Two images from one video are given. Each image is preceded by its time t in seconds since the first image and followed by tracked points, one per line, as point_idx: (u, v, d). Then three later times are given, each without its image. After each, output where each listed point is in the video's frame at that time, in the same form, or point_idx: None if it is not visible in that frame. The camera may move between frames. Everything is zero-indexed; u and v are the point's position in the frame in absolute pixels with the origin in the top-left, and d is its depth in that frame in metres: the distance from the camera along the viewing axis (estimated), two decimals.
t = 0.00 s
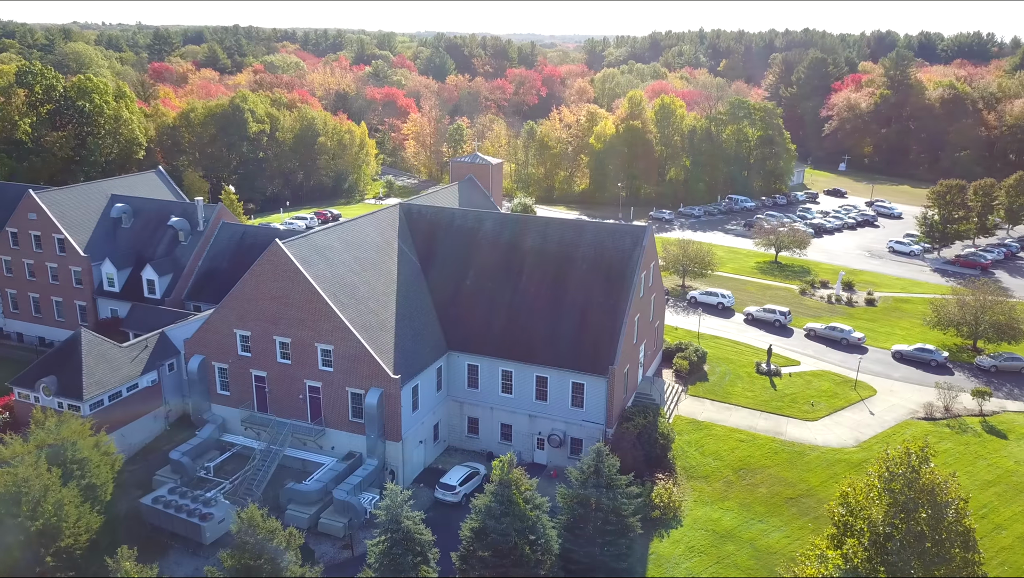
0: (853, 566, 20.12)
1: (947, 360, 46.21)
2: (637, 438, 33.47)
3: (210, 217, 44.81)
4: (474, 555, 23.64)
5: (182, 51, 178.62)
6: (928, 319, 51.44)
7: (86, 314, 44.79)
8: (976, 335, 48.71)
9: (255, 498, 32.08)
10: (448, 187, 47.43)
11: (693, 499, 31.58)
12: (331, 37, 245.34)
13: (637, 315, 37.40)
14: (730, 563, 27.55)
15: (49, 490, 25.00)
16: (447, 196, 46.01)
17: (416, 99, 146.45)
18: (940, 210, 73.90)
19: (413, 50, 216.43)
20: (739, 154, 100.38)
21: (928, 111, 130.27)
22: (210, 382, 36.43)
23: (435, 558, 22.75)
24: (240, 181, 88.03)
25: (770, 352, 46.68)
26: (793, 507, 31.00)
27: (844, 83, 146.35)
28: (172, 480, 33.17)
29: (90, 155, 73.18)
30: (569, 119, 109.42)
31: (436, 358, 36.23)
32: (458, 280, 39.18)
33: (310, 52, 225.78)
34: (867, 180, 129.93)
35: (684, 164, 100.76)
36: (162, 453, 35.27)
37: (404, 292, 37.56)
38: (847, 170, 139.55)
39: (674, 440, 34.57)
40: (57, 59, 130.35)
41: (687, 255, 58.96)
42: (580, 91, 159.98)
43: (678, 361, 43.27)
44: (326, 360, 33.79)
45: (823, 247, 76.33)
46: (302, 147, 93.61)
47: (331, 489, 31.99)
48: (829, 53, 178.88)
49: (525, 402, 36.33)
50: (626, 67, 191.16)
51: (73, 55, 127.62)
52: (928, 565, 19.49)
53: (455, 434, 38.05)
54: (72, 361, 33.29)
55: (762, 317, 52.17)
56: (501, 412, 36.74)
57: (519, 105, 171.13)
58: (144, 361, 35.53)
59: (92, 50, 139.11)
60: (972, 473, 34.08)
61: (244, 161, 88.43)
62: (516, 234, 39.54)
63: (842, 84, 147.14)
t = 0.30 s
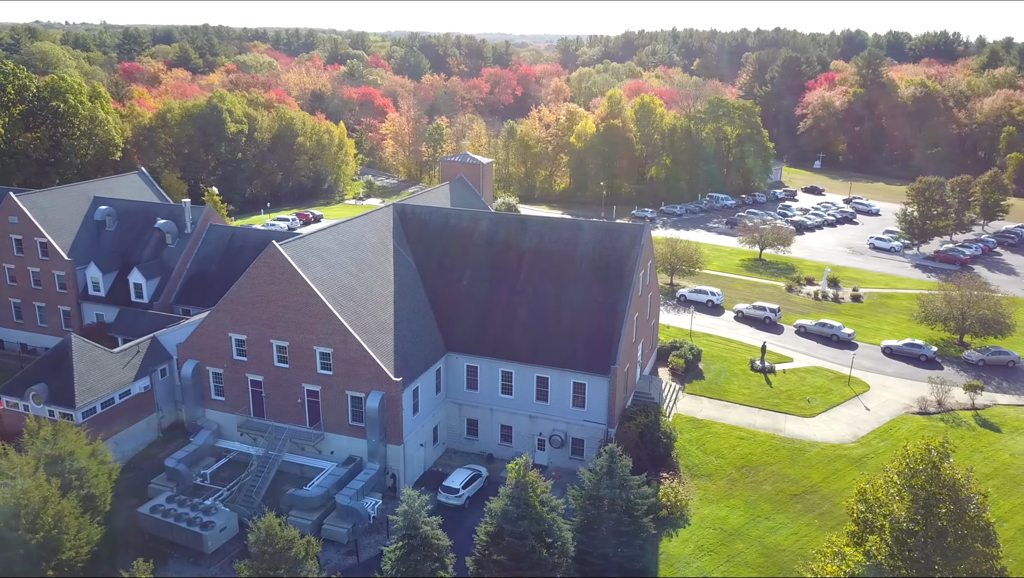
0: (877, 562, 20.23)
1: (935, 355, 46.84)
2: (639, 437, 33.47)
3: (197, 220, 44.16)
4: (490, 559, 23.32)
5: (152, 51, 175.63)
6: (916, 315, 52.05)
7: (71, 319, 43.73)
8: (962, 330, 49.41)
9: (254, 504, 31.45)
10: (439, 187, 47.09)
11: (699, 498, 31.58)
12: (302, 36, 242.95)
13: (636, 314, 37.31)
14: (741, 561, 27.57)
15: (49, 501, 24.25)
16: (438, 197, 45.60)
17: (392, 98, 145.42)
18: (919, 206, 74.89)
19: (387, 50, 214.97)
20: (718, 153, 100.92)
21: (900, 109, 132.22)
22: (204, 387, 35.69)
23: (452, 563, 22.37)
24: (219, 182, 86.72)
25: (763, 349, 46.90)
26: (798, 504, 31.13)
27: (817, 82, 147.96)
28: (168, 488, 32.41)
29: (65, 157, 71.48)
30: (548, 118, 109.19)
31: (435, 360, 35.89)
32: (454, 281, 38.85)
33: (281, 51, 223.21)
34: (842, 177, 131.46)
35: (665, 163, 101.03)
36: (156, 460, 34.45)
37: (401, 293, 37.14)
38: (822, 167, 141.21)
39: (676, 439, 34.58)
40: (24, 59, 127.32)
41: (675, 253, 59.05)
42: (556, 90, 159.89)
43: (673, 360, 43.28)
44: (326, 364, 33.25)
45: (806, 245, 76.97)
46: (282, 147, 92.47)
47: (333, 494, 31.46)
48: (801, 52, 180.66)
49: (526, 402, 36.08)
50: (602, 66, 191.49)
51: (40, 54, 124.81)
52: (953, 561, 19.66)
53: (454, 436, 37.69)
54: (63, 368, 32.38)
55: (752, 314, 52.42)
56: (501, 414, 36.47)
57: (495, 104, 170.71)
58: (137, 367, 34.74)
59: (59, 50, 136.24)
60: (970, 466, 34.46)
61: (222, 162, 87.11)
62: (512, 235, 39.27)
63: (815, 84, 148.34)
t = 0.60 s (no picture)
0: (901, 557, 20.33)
1: (926, 350, 47.37)
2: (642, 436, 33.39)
3: (187, 221, 43.21)
4: (508, 562, 23.04)
5: (124, 50, 172.91)
6: (905, 310, 52.58)
7: (58, 324, 42.79)
8: (951, 324, 50.01)
9: (257, 510, 30.94)
10: (433, 186, 46.74)
11: (705, 496, 31.52)
12: (276, 35, 240.57)
13: (636, 313, 37.29)
14: (752, 559, 27.55)
15: (52, 511, 23.54)
16: (432, 197, 45.23)
17: (371, 98, 144.48)
18: (901, 203, 75.79)
19: (363, 49, 213.60)
20: (700, 151, 101.45)
21: (876, 107, 133.90)
22: (200, 392, 35.01)
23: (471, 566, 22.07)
24: (200, 183, 85.67)
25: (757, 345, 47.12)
26: (804, 500, 31.18)
27: (794, 80, 149.27)
28: (166, 496, 31.74)
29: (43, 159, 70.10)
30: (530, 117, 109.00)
31: (436, 361, 35.54)
32: (452, 281, 38.57)
33: (255, 50, 220.82)
34: (820, 174, 132.81)
35: (647, 161, 101.26)
36: (153, 468, 33.76)
37: (400, 294, 36.74)
38: (800, 164, 142.54)
39: (680, 437, 34.54)
40: None
41: (665, 251, 59.16)
42: (535, 89, 159.81)
43: (670, 358, 43.28)
44: (326, 367, 32.80)
45: (790, 242, 77.55)
46: (263, 148, 91.56)
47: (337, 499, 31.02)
48: (777, 51, 182.25)
49: (528, 403, 35.84)
50: (580, 65, 191.76)
51: (11, 54, 122.22)
52: (977, 556, 19.79)
53: (455, 438, 37.34)
54: (57, 375, 31.57)
55: (743, 311, 52.66)
56: (503, 414, 36.19)
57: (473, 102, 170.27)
58: (131, 372, 34.02)
59: (30, 50, 133.56)
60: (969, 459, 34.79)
61: (202, 163, 86.10)
62: (511, 234, 39.09)
63: (792, 82, 149.85)
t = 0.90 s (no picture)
0: (922, 552, 20.52)
1: (918, 345, 47.81)
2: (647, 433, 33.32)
3: (178, 222, 42.53)
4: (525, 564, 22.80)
5: (98, 49, 170.20)
6: (896, 305, 53.06)
7: (45, 328, 41.91)
8: (941, 319, 50.53)
9: (259, 515, 30.44)
10: (426, 185, 46.35)
11: (711, 493, 31.47)
12: (251, 34, 237.94)
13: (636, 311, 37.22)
14: (763, 557, 27.53)
15: (56, 521, 22.88)
16: (426, 196, 44.87)
17: (350, 97, 143.42)
18: (885, 199, 76.59)
19: (340, 48, 212.05)
20: (683, 149, 101.92)
21: (854, 105, 135.40)
22: (197, 397, 34.41)
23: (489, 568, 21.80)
24: (181, 184, 85.30)
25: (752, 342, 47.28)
26: (809, 496, 31.25)
27: (773, 78, 150.42)
28: (166, 502, 31.13)
29: (20, 160, 68.61)
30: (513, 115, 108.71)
31: (437, 363, 35.22)
32: (452, 281, 38.25)
33: (230, 49, 218.28)
34: (799, 172, 133.90)
35: (631, 160, 101.65)
36: (150, 474, 33.08)
37: (399, 294, 36.35)
38: (779, 162, 143.62)
39: (683, 434, 34.52)
40: None
41: (656, 249, 59.24)
42: (515, 87, 159.48)
43: (668, 356, 43.28)
44: (328, 369, 32.37)
45: (776, 239, 78.07)
46: (244, 147, 90.22)
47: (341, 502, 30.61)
48: (753, 49, 183.47)
49: (529, 403, 35.62)
50: (558, 64, 191.67)
51: None
52: (999, 549, 20.00)
53: (456, 439, 37.02)
54: (51, 381, 30.87)
55: (736, 308, 52.83)
56: (505, 415, 35.94)
57: (452, 101, 169.65)
58: (127, 376, 33.35)
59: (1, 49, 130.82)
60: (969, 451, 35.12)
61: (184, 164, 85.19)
62: (510, 233, 38.84)
63: (770, 80, 151.02)
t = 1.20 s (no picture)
0: (944, 548, 20.87)
1: (909, 340, 48.27)
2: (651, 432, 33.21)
3: (168, 223, 41.63)
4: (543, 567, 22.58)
5: (71, 48, 167.33)
6: (886, 301, 53.55)
7: (32, 333, 40.95)
8: (931, 315, 51.03)
9: (262, 521, 29.92)
10: (420, 184, 45.92)
11: (718, 491, 31.44)
12: (226, 32, 235.16)
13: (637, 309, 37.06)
14: (773, 554, 27.56)
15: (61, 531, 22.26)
16: (420, 195, 44.47)
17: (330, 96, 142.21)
18: (869, 196, 77.30)
19: (317, 46, 210.23)
20: (666, 147, 102.22)
21: (833, 103, 136.61)
22: (194, 401, 33.77)
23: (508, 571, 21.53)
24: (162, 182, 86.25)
25: (747, 339, 47.40)
26: (815, 493, 31.36)
27: (752, 76, 151.54)
28: (165, 509, 30.50)
29: None
30: (496, 114, 108.32)
31: (438, 363, 34.88)
32: (451, 281, 37.90)
33: (205, 48, 215.41)
34: (779, 169, 134.89)
35: (615, 158, 101.85)
36: (148, 481, 32.43)
37: (399, 295, 35.92)
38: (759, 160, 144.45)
39: (687, 432, 34.52)
40: None
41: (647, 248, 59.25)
42: (495, 86, 159.04)
43: (665, 354, 43.22)
44: (329, 371, 31.91)
45: (762, 236, 78.50)
46: (226, 147, 89.04)
47: (345, 506, 30.17)
48: (731, 48, 184.47)
49: (531, 403, 35.36)
50: (538, 62, 191.59)
51: None
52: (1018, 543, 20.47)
53: (457, 440, 36.68)
54: (45, 387, 30.10)
55: (729, 306, 52.96)
56: (506, 415, 35.67)
57: (432, 99, 168.99)
58: (122, 381, 32.65)
59: None
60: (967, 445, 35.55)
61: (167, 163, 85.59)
62: (509, 231, 38.53)
63: (749, 78, 151.90)
